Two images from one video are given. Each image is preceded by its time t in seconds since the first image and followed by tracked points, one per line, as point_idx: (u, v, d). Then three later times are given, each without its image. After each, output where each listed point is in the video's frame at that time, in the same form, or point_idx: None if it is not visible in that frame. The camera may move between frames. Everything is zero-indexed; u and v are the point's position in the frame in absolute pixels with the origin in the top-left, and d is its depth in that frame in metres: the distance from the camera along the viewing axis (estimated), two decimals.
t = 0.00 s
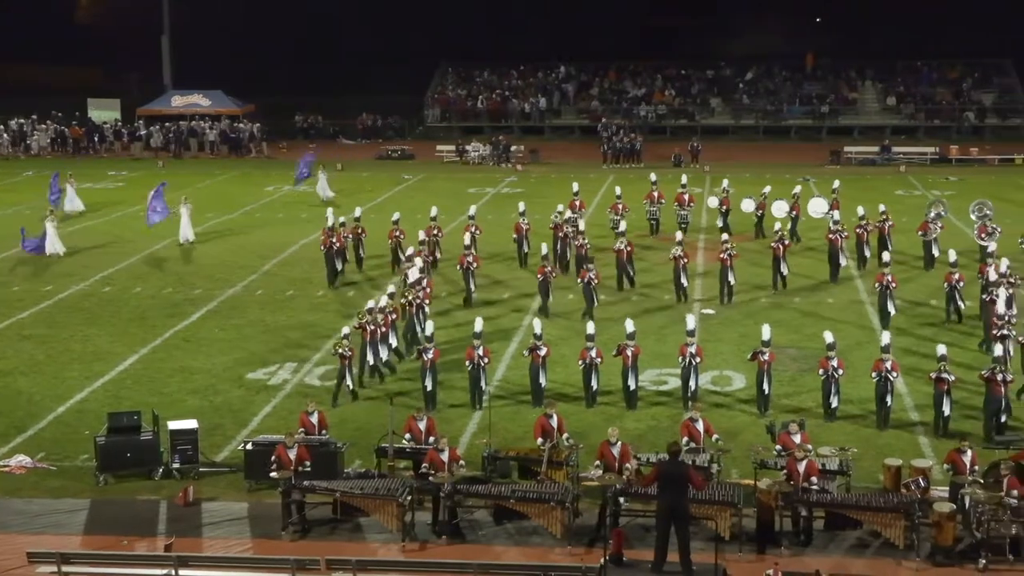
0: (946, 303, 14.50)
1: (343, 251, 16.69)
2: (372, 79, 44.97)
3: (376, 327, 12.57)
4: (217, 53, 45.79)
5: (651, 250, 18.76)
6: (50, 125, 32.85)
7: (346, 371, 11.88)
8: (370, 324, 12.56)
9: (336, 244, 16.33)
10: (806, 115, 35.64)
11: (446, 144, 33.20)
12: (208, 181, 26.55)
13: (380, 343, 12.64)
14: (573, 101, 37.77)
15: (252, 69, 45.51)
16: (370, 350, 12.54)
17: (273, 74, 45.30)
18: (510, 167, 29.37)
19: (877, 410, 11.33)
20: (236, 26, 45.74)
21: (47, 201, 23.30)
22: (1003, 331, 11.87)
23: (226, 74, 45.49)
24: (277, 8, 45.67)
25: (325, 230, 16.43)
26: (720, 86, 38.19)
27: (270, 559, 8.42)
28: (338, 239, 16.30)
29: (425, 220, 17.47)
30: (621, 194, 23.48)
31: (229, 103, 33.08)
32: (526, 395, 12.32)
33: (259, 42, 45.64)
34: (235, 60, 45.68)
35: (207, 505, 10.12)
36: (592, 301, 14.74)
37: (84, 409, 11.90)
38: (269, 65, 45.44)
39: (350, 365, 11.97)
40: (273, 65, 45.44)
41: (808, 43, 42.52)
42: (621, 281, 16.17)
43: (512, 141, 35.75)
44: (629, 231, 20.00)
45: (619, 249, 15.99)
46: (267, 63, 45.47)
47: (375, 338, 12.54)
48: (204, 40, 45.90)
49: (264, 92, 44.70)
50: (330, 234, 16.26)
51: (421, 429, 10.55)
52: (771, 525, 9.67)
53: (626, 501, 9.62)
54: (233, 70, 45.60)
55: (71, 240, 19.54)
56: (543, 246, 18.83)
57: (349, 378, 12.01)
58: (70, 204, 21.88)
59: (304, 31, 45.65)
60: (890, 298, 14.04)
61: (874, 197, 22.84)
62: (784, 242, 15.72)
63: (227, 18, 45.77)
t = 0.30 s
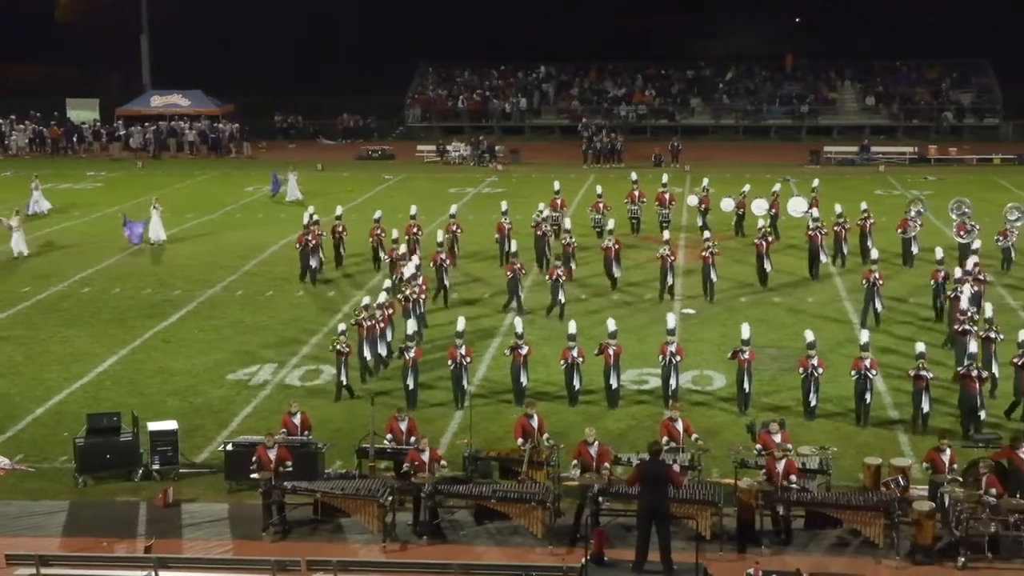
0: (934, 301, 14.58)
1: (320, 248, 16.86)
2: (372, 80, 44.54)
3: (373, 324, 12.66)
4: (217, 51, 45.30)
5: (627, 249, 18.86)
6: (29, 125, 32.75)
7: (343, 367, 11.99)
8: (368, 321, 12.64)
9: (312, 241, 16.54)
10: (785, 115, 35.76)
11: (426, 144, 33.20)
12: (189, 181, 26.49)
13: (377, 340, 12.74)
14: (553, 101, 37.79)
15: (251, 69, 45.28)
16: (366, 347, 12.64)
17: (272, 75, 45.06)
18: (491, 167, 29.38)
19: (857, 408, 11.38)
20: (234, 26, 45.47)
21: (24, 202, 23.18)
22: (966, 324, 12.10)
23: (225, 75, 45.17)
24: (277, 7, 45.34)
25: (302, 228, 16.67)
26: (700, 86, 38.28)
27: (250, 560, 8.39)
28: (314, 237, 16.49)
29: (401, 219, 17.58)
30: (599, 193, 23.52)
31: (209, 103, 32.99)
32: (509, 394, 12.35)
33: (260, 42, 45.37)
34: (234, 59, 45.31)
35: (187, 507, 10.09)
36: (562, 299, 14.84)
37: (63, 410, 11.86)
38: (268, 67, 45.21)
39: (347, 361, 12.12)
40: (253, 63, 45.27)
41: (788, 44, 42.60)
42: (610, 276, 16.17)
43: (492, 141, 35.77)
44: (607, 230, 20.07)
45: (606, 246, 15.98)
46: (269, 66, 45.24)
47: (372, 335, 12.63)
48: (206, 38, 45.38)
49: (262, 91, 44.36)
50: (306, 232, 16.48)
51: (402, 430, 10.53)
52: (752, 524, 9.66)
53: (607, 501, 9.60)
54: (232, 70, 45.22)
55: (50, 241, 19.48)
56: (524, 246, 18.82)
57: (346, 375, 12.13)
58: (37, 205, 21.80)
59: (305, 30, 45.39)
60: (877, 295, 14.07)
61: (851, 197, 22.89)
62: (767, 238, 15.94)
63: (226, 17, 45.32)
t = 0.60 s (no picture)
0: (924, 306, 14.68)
1: (293, 245, 16.97)
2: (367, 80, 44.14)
3: (369, 321, 12.79)
4: (213, 50, 45.01)
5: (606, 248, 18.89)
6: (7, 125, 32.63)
7: (339, 364, 12.19)
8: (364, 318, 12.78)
9: (286, 240, 16.64)
10: (765, 115, 35.89)
11: (406, 144, 33.18)
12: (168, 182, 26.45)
13: (375, 336, 12.89)
14: (534, 101, 37.79)
15: (248, 67, 44.86)
16: (364, 343, 12.81)
17: (270, 75, 44.77)
18: (471, 167, 29.37)
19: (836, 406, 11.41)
20: (232, 25, 44.85)
21: None
22: (927, 319, 12.55)
23: (221, 73, 44.96)
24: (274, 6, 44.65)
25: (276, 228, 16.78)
26: (680, 86, 38.35)
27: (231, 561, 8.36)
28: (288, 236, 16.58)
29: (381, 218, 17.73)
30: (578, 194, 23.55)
31: (188, 103, 32.89)
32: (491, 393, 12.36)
33: (258, 41, 44.84)
34: (229, 57, 44.94)
35: (166, 508, 10.06)
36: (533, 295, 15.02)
37: (41, 411, 11.81)
38: (265, 65, 44.79)
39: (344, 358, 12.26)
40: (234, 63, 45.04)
41: (767, 44, 42.72)
42: (598, 277, 16.30)
43: (472, 141, 35.77)
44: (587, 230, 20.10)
45: (593, 244, 16.13)
46: (266, 66, 44.78)
47: (368, 332, 12.77)
48: (203, 39, 44.97)
49: (259, 92, 44.27)
50: (281, 232, 16.57)
51: (382, 430, 10.51)
52: (733, 523, 9.65)
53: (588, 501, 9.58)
54: (230, 69, 44.90)
55: (28, 240, 19.41)
56: (504, 246, 18.83)
57: (342, 372, 12.34)
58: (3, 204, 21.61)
59: (304, 31, 44.80)
60: (863, 292, 14.17)
61: (829, 197, 22.94)
62: (750, 236, 16.09)
63: (224, 17, 44.80)
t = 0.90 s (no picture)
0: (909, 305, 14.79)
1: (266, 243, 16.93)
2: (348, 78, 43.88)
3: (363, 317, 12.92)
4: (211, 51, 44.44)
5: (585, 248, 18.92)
6: None
7: (334, 360, 12.18)
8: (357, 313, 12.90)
9: (260, 239, 16.57)
10: (744, 115, 36.01)
11: (386, 145, 33.18)
12: (147, 182, 26.40)
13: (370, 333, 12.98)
14: (513, 101, 37.82)
15: (247, 68, 44.24)
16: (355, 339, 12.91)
17: (270, 75, 44.11)
18: (451, 167, 29.38)
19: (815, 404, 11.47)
20: (232, 24, 44.54)
21: None
22: (895, 316, 12.79)
23: (220, 75, 44.17)
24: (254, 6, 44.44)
25: (251, 226, 16.70)
26: (660, 86, 38.44)
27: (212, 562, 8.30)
28: (262, 235, 16.51)
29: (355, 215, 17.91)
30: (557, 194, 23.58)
31: (166, 103, 32.77)
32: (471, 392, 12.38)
33: (258, 41, 44.48)
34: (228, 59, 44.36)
35: (145, 509, 10.03)
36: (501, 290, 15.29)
37: (18, 413, 11.76)
38: (266, 67, 44.23)
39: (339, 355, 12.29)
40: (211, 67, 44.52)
41: (746, 44, 42.87)
42: (582, 274, 16.41)
43: (451, 141, 35.79)
44: (566, 230, 20.12)
45: (579, 242, 16.22)
46: (267, 66, 44.21)
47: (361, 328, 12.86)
48: (201, 41, 44.54)
49: (258, 92, 43.46)
50: (256, 232, 16.48)
51: (356, 431, 10.48)
52: (712, 523, 9.64)
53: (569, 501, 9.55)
54: (229, 71, 44.26)
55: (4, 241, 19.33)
56: (484, 246, 18.82)
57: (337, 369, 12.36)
58: None
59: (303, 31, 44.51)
60: (849, 289, 14.35)
61: (807, 197, 23.00)
62: (731, 234, 16.17)
63: (224, 18, 44.54)
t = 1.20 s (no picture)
0: (884, 301, 14.79)
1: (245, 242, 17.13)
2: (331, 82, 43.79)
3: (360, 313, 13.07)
4: (210, 54, 44.20)
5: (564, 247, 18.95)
6: None
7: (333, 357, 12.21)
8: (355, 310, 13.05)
9: (237, 237, 16.79)
10: (725, 115, 36.07)
11: (367, 145, 33.17)
12: (129, 182, 26.36)
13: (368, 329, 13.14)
14: (495, 101, 37.86)
15: (248, 68, 44.18)
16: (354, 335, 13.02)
17: (271, 75, 44.19)
18: (433, 167, 29.37)
19: (796, 401, 11.50)
20: (231, 29, 44.29)
21: None
22: (863, 310, 12.75)
23: (221, 75, 44.19)
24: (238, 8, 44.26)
25: (228, 225, 16.93)
26: (641, 87, 38.51)
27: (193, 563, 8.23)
28: (239, 232, 16.74)
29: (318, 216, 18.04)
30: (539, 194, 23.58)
31: (147, 103, 32.67)
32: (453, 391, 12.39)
33: (259, 42, 44.19)
34: (229, 58, 44.22)
35: (126, 511, 10.00)
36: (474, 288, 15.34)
37: None
38: (267, 66, 44.21)
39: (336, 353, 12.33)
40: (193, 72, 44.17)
41: (726, 44, 42.96)
42: (569, 273, 16.62)
43: (433, 141, 35.80)
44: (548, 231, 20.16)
45: (566, 241, 16.44)
46: (268, 66, 44.18)
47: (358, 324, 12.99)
48: (203, 42, 44.21)
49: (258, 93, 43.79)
50: (231, 228, 16.72)
51: (331, 431, 10.44)
52: (694, 522, 9.62)
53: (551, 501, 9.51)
54: (231, 71, 44.21)
55: None
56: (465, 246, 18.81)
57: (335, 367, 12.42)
58: None
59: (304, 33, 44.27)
60: (836, 285, 14.47)
61: (786, 197, 23.04)
62: (715, 230, 16.37)
63: (213, 18, 44.25)
